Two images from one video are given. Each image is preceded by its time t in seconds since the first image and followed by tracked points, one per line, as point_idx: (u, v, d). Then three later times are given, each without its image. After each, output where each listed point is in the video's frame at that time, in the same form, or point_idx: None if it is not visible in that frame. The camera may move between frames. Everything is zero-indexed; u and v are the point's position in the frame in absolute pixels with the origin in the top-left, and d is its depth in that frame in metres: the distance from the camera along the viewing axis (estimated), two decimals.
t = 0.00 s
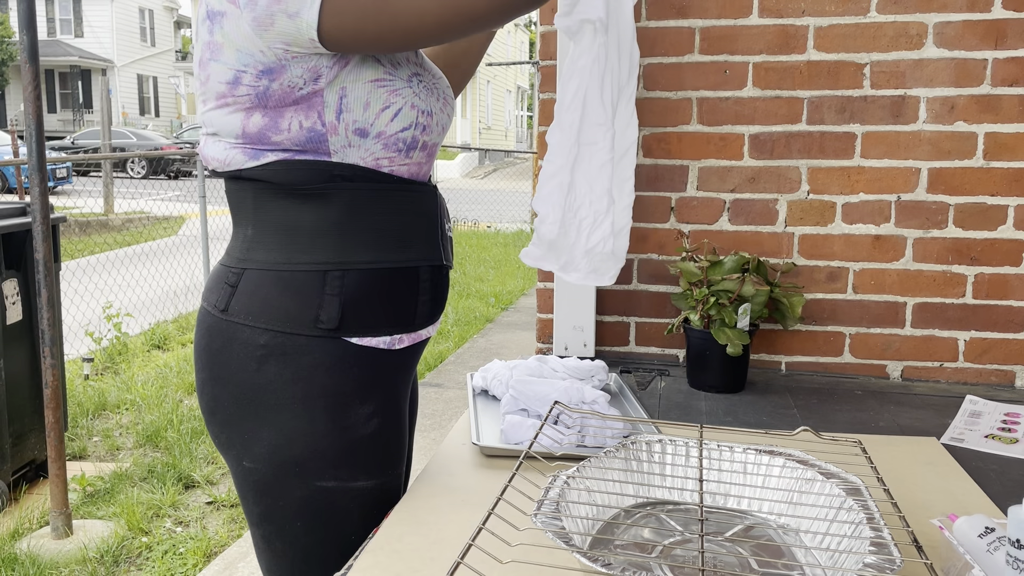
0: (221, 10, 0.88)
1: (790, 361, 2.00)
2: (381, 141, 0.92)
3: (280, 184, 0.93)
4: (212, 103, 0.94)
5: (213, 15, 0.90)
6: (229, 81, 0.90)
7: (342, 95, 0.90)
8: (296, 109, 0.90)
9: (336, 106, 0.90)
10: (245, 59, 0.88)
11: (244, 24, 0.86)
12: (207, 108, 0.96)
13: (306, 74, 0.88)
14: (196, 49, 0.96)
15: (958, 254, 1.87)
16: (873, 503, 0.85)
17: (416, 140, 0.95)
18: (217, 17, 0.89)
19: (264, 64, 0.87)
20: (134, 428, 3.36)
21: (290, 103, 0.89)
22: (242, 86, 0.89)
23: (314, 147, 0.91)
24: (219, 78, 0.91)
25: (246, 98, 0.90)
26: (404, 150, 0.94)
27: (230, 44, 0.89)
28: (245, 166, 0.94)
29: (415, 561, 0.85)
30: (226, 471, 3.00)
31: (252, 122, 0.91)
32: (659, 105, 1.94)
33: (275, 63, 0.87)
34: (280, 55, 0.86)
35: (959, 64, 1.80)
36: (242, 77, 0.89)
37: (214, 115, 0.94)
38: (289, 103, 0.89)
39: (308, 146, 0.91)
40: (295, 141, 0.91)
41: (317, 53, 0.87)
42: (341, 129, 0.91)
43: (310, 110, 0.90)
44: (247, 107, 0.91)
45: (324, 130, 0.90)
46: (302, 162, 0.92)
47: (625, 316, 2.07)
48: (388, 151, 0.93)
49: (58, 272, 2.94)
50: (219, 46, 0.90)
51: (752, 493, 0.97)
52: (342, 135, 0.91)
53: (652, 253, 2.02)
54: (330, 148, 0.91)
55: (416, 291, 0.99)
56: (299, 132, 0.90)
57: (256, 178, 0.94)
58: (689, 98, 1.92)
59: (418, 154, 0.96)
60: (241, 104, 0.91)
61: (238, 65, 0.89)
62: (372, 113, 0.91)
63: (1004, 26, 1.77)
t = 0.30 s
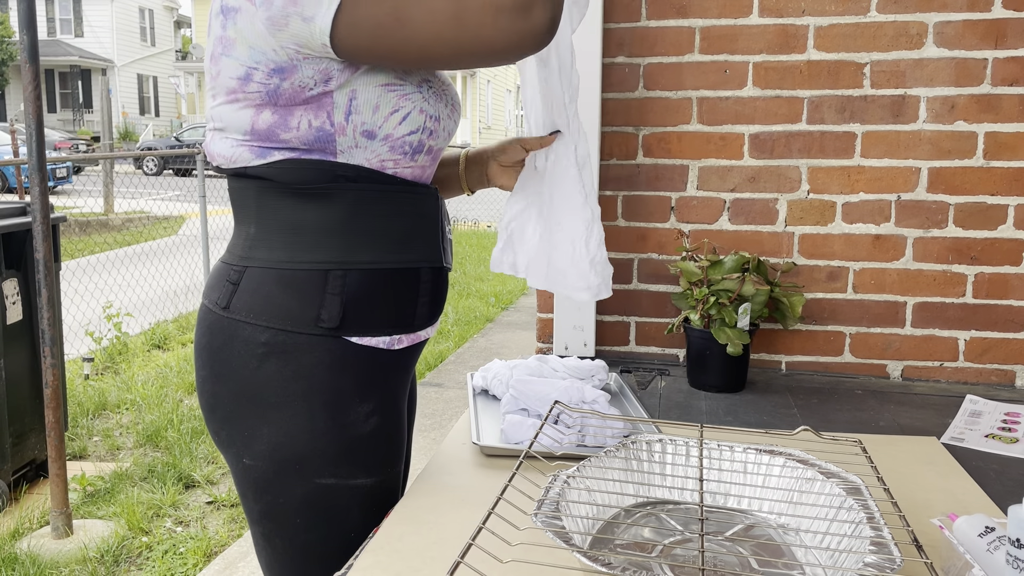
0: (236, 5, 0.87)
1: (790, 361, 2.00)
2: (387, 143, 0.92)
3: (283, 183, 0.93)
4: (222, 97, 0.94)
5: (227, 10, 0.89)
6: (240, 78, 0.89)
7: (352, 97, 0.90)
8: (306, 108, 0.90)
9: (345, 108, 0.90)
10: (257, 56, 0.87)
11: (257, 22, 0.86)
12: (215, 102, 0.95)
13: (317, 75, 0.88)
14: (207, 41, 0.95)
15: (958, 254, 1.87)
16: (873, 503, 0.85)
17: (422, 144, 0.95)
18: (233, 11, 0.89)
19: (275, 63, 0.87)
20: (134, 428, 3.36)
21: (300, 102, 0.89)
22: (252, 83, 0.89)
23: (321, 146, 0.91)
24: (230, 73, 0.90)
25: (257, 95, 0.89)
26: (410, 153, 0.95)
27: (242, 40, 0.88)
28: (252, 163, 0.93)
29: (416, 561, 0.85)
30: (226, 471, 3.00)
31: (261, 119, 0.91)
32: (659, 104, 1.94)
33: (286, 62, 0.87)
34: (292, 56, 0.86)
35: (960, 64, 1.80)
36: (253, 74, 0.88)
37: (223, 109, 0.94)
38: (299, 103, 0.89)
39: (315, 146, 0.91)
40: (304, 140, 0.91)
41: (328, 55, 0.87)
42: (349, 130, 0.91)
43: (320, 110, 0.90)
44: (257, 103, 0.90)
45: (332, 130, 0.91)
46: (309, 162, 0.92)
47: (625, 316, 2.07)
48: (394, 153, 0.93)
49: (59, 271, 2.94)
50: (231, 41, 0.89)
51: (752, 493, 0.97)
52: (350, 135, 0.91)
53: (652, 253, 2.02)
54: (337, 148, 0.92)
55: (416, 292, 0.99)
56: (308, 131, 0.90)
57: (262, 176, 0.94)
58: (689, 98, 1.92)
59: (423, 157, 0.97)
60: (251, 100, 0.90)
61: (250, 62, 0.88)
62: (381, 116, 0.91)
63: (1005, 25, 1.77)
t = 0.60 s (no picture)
0: (258, 8, 0.87)
1: (790, 361, 2.00)
2: (397, 156, 0.92)
3: (292, 182, 0.93)
4: (236, 95, 0.93)
5: (249, 10, 0.89)
6: (254, 80, 0.89)
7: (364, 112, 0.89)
8: (318, 117, 0.89)
9: (357, 121, 0.89)
10: (271, 62, 0.87)
11: (273, 31, 0.84)
12: (230, 98, 0.95)
13: (329, 89, 0.86)
14: (229, 36, 0.94)
15: (958, 254, 1.87)
16: (873, 503, 0.85)
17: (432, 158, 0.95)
18: (254, 12, 0.88)
19: (288, 72, 0.86)
20: (134, 428, 3.36)
21: (312, 111, 0.89)
22: (265, 88, 0.89)
23: (331, 155, 0.91)
24: (246, 73, 0.90)
25: (270, 99, 0.89)
26: (419, 165, 0.95)
27: (259, 44, 0.87)
28: (263, 160, 0.93)
29: (416, 561, 0.85)
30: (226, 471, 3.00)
31: (273, 122, 0.91)
32: (659, 104, 1.94)
33: (299, 73, 0.86)
34: (305, 68, 0.85)
35: (960, 63, 1.80)
36: (266, 79, 0.88)
37: (237, 106, 0.93)
38: (311, 111, 0.89)
39: (324, 154, 0.91)
40: (314, 148, 0.91)
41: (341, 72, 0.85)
42: (359, 143, 0.90)
43: (331, 121, 0.89)
44: (269, 107, 0.90)
45: (342, 142, 0.90)
46: (319, 170, 0.91)
47: (625, 316, 2.07)
48: (403, 165, 0.93)
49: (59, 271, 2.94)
50: (249, 40, 0.89)
51: (753, 492, 0.97)
52: (360, 148, 0.91)
53: (652, 253, 2.02)
54: (346, 158, 0.91)
55: (418, 294, 0.99)
56: (318, 139, 0.90)
57: (271, 174, 0.93)
58: (689, 98, 1.92)
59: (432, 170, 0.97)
60: (264, 103, 0.90)
61: (264, 66, 0.88)
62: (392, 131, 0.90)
63: (1005, 25, 1.77)
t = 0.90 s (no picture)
0: (281, 6, 0.87)
1: (790, 361, 2.00)
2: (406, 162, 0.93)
3: (301, 179, 0.92)
4: (252, 89, 0.93)
5: (273, 7, 0.89)
6: (270, 77, 0.89)
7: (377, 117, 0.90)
8: (332, 120, 0.89)
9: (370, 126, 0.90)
10: (288, 61, 0.87)
11: (294, 31, 0.85)
12: (245, 92, 0.94)
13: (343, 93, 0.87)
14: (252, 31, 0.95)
15: (958, 254, 1.87)
16: (873, 503, 0.85)
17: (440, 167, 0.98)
18: (277, 9, 0.88)
19: (304, 72, 0.87)
20: (134, 428, 3.36)
21: (326, 113, 0.89)
22: (280, 86, 0.89)
23: (342, 159, 0.91)
24: (263, 69, 0.90)
25: (284, 98, 0.89)
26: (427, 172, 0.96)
27: (278, 42, 0.88)
28: (277, 156, 0.92)
29: (416, 561, 0.85)
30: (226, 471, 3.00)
31: (286, 120, 0.90)
32: (659, 104, 1.94)
33: (315, 74, 0.86)
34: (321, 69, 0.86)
35: (960, 63, 1.80)
36: (282, 77, 0.88)
37: (252, 100, 0.93)
38: (324, 113, 0.89)
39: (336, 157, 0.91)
40: (326, 151, 0.91)
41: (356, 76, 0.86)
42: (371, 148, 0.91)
43: (345, 125, 0.90)
44: (284, 105, 0.90)
45: (354, 146, 0.91)
46: (331, 172, 0.92)
47: (625, 316, 2.07)
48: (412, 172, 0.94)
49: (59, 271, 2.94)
50: (270, 36, 0.89)
51: (753, 492, 0.97)
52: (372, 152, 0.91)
53: (652, 253, 2.02)
54: (356, 163, 0.92)
55: (420, 296, 0.99)
56: (331, 142, 0.90)
57: (283, 170, 0.93)
58: (689, 97, 1.92)
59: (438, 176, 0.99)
60: (279, 101, 0.90)
61: (281, 64, 0.88)
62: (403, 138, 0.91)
63: (1005, 25, 1.77)
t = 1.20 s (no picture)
0: None
1: (790, 360, 2.00)
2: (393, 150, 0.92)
3: (290, 174, 0.93)
4: (244, 82, 0.95)
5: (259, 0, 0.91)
6: (255, 68, 0.91)
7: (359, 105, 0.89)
8: (315, 109, 0.90)
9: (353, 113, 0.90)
10: (268, 51, 0.88)
11: (270, 20, 0.86)
12: (241, 87, 0.97)
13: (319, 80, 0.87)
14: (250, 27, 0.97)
15: (958, 254, 1.87)
16: (873, 503, 0.85)
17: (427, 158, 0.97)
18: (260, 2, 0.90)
19: (281, 61, 0.88)
20: (135, 428, 3.36)
21: (308, 101, 0.90)
22: (263, 76, 0.90)
23: (328, 148, 0.92)
24: (249, 61, 0.92)
25: (268, 88, 0.91)
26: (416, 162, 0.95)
27: (260, 33, 0.89)
28: (267, 150, 0.94)
29: (416, 561, 0.85)
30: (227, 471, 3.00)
31: (273, 111, 0.92)
32: (659, 104, 1.94)
33: (291, 62, 0.87)
34: (296, 56, 0.86)
35: (960, 63, 1.80)
36: (264, 67, 0.90)
37: (246, 94, 0.95)
38: (306, 102, 0.90)
39: (321, 146, 0.92)
40: (311, 140, 0.91)
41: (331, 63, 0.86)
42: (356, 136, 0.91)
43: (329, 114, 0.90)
44: (270, 96, 0.91)
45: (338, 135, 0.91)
46: (316, 161, 0.92)
47: (625, 316, 2.07)
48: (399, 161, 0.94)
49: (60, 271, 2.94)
50: (255, 28, 0.91)
51: (753, 492, 0.97)
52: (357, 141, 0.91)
53: (652, 253, 2.02)
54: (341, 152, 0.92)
55: (412, 296, 0.98)
56: (315, 131, 0.91)
57: (274, 165, 0.94)
58: (689, 97, 1.92)
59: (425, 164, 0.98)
60: (264, 92, 0.92)
61: (262, 55, 0.89)
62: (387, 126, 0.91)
63: (1005, 25, 1.77)
